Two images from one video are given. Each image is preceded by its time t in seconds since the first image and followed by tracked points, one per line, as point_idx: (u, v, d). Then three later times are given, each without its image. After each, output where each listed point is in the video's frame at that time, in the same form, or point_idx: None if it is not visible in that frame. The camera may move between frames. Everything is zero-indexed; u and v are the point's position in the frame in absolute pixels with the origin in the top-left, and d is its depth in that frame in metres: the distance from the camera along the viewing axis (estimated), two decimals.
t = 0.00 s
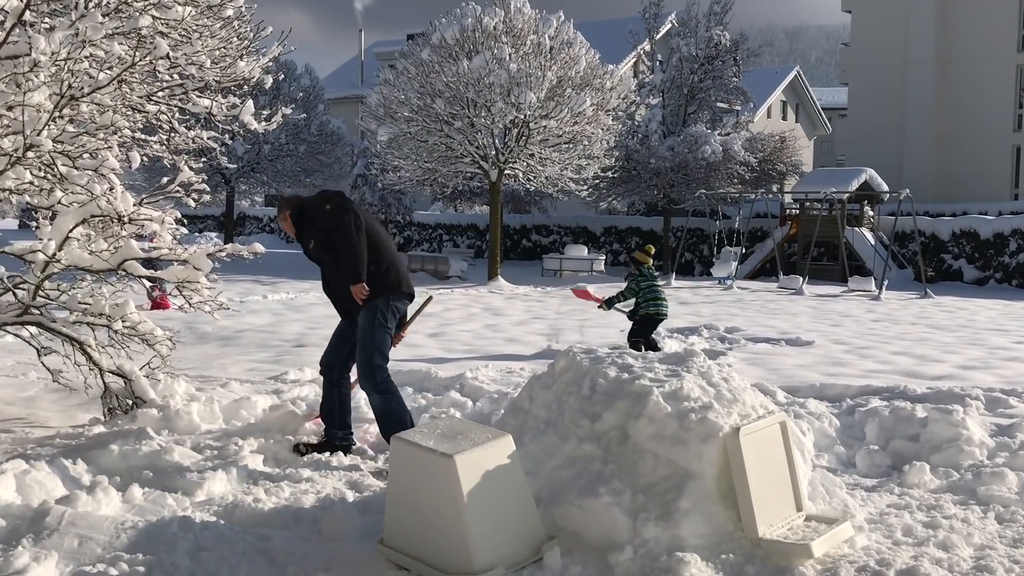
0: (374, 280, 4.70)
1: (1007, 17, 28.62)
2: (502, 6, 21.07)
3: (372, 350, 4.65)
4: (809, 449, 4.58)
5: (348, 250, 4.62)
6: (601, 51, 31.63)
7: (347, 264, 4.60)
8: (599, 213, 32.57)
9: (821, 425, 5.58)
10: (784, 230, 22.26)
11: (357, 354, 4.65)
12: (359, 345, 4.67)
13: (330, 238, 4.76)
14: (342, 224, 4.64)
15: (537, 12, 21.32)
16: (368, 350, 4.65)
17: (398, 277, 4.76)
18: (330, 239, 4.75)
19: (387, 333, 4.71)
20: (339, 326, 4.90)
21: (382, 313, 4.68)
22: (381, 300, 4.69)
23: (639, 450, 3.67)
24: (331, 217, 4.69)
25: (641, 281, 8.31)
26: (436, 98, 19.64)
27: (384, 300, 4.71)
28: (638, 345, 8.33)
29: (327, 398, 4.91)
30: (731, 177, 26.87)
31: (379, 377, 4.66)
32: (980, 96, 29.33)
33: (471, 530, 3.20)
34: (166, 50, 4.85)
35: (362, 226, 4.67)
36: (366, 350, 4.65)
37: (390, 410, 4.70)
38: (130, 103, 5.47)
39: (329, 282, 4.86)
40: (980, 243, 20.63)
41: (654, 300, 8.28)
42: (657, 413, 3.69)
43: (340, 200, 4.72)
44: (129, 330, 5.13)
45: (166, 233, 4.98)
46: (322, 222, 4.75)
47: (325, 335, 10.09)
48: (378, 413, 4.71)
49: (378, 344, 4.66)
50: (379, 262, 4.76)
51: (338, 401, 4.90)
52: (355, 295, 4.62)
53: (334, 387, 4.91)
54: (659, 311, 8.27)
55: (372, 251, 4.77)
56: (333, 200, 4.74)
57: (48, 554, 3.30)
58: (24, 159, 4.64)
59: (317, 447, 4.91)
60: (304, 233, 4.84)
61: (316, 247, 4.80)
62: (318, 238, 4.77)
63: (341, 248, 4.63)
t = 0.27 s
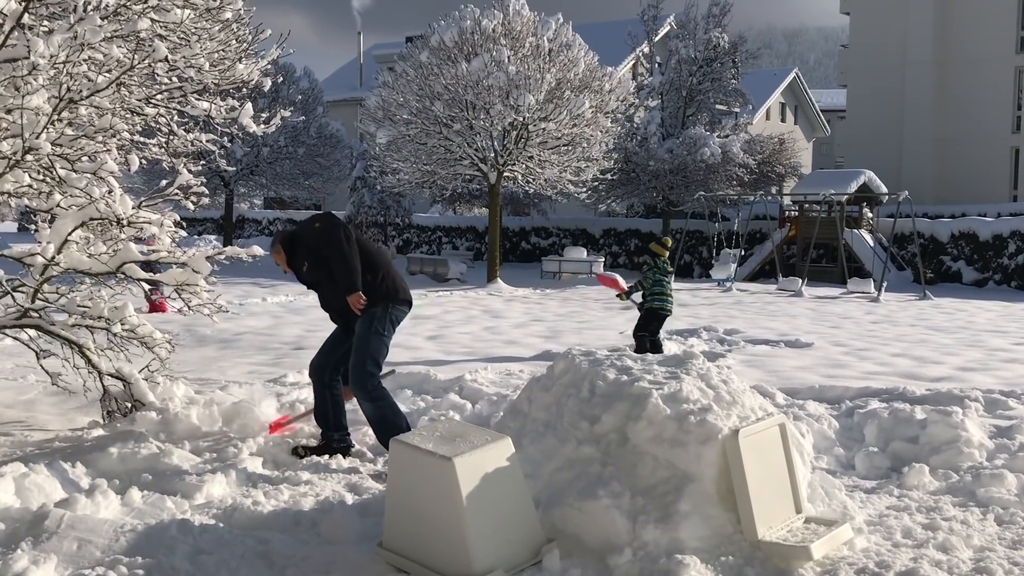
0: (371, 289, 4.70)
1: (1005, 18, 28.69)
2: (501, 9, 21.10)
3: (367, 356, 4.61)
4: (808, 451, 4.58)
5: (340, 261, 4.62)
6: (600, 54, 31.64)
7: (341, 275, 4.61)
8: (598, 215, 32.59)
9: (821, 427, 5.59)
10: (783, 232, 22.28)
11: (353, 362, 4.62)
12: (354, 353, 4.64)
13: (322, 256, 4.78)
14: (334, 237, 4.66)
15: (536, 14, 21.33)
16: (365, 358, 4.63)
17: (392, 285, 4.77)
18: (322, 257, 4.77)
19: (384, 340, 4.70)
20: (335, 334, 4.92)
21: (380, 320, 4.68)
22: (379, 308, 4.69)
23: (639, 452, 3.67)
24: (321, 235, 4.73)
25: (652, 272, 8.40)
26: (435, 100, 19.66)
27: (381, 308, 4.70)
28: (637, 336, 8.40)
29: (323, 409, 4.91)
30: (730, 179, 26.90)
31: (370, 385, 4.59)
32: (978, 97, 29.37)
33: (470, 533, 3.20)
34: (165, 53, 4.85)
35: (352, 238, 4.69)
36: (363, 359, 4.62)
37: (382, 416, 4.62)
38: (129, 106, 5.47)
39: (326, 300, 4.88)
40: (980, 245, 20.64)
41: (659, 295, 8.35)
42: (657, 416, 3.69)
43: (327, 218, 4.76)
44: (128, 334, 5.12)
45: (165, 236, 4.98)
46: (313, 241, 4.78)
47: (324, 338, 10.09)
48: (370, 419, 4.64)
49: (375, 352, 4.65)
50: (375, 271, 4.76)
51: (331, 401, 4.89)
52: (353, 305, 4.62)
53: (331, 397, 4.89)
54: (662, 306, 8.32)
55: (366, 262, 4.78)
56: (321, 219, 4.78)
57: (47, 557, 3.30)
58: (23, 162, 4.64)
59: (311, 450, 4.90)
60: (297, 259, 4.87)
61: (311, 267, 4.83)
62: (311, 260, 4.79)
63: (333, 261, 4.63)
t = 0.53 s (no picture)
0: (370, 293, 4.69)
1: (1003, 19, 28.75)
2: (500, 10, 21.12)
3: (367, 358, 4.62)
4: (807, 452, 4.58)
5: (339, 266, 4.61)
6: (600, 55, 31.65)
7: (340, 280, 4.59)
8: (597, 215, 32.60)
9: (820, 428, 5.59)
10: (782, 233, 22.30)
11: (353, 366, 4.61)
12: (354, 356, 4.64)
13: (318, 264, 4.78)
14: (331, 243, 4.65)
15: (535, 15, 21.35)
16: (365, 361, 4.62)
17: (391, 288, 4.77)
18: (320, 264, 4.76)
19: (384, 343, 4.70)
20: (332, 337, 4.90)
21: (380, 323, 4.68)
22: (379, 311, 4.69)
23: (638, 453, 3.67)
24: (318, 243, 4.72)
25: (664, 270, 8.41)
26: (434, 101, 19.66)
27: (381, 311, 4.70)
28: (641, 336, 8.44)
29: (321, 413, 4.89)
30: (729, 180, 26.92)
31: (368, 386, 4.60)
32: (977, 98, 29.41)
33: (470, 534, 3.20)
34: (164, 54, 4.85)
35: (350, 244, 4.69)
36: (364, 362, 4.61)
37: (381, 418, 4.64)
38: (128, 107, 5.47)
39: (324, 307, 4.87)
40: (979, 245, 20.65)
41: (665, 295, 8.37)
42: (656, 416, 3.69)
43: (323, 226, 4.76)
44: (127, 334, 5.11)
45: (164, 237, 4.98)
46: (309, 250, 4.77)
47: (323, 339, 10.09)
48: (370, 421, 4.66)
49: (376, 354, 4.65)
50: (373, 275, 4.76)
51: (326, 403, 4.87)
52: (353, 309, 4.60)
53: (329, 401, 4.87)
54: (666, 306, 8.35)
55: (364, 267, 4.78)
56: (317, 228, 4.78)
57: (46, 558, 3.31)
58: (21, 163, 4.64)
59: (309, 451, 4.89)
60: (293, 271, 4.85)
61: (306, 278, 4.82)
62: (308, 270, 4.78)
63: (331, 267, 4.62)
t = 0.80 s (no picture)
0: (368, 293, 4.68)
1: (1003, 20, 28.75)
2: (500, 9, 21.12)
3: (367, 358, 4.61)
4: (807, 452, 4.58)
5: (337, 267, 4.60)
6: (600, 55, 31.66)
7: (338, 280, 4.58)
8: (597, 215, 32.58)
9: (819, 428, 5.58)
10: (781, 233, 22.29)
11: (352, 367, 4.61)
12: (353, 356, 4.63)
13: (316, 263, 4.76)
14: (329, 243, 4.64)
15: (535, 15, 21.36)
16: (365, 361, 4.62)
17: (390, 287, 4.77)
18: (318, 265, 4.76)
19: (383, 342, 4.69)
20: (331, 336, 4.89)
21: (378, 322, 4.67)
22: (377, 310, 4.68)
23: (638, 453, 3.67)
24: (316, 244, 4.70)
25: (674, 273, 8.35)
26: (434, 101, 19.66)
27: (379, 310, 4.69)
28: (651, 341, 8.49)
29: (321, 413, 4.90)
30: (729, 180, 26.92)
31: (368, 386, 4.61)
32: (977, 98, 29.40)
33: (469, 535, 3.20)
34: (163, 54, 4.85)
35: (348, 245, 4.68)
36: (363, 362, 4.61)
37: (382, 419, 4.66)
38: (127, 107, 5.47)
39: (323, 307, 4.86)
40: (978, 246, 20.65)
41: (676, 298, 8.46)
42: (655, 416, 3.69)
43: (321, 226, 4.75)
44: (126, 334, 5.10)
45: (164, 237, 4.97)
46: (306, 250, 4.76)
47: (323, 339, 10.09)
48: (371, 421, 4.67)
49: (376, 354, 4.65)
50: (371, 274, 4.75)
51: (326, 403, 4.87)
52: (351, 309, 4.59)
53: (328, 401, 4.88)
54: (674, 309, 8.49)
55: (362, 266, 4.77)
56: (314, 228, 4.77)
57: (45, 558, 3.31)
58: (21, 163, 4.64)
59: (308, 451, 4.88)
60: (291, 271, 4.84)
61: (304, 277, 4.79)
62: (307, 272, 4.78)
63: (330, 268, 4.61)
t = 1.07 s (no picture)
0: (374, 282, 4.70)
1: (1004, 20, 28.72)
2: (500, 8, 21.12)
3: (375, 348, 4.64)
4: (807, 452, 4.57)
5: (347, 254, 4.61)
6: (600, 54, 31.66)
7: (346, 268, 4.59)
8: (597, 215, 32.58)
9: (820, 427, 5.58)
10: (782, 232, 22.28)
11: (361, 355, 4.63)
12: (362, 346, 4.66)
13: (321, 247, 4.72)
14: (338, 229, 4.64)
15: (535, 15, 21.35)
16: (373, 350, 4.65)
17: (395, 277, 4.79)
18: (324, 249, 4.73)
19: (389, 332, 4.73)
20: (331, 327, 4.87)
21: (384, 312, 4.69)
22: (382, 300, 4.70)
23: (638, 452, 3.67)
24: (325, 228, 4.67)
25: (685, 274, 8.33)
26: (435, 100, 19.66)
27: (384, 301, 4.71)
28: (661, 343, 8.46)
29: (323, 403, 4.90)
30: (729, 179, 26.92)
31: (379, 376, 4.66)
32: (977, 98, 29.38)
33: (469, 534, 3.20)
34: (164, 53, 4.84)
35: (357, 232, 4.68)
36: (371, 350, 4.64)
37: (389, 411, 4.70)
38: (128, 106, 5.47)
39: (322, 292, 4.81)
40: (979, 245, 20.64)
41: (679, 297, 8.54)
42: (655, 416, 3.69)
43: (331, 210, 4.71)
44: (127, 333, 5.10)
45: (164, 236, 4.98)
46: (312, 233, 4.70)
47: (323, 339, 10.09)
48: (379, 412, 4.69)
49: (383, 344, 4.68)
50: (376, 263, 4.77)
51: (331, 401, 4.88)
52: (358, 299, 4.59)
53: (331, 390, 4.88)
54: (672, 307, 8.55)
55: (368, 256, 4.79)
56: (321, 210, 4.72)
57: (46, 557, 3.30)
58: (22, 162, 4.63)
59: (309, 450, 4.88)
60: (292, 250, 4.76)
61: (305, 257, 4.72)
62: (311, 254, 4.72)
63: (341, 255, 4.60)
